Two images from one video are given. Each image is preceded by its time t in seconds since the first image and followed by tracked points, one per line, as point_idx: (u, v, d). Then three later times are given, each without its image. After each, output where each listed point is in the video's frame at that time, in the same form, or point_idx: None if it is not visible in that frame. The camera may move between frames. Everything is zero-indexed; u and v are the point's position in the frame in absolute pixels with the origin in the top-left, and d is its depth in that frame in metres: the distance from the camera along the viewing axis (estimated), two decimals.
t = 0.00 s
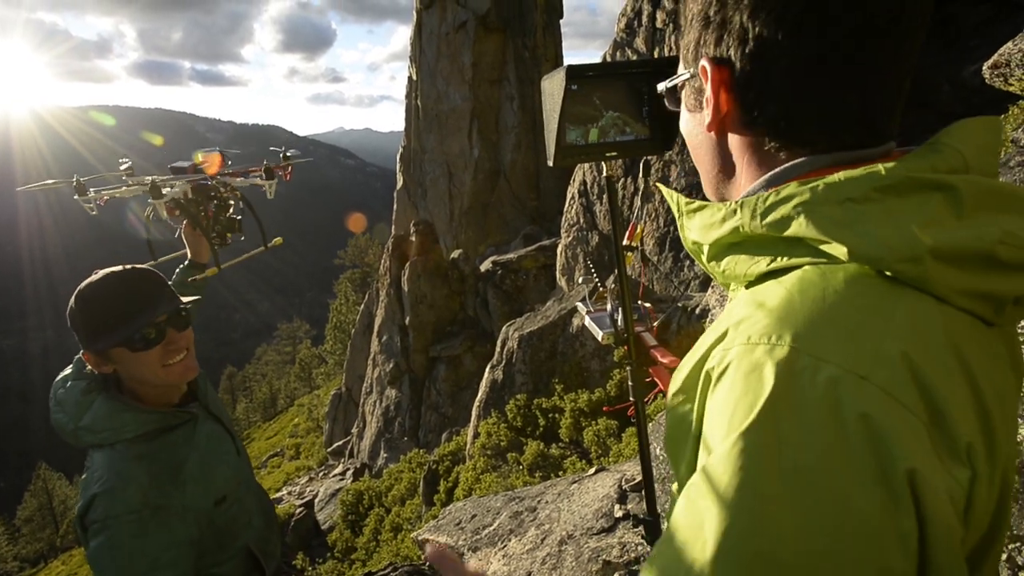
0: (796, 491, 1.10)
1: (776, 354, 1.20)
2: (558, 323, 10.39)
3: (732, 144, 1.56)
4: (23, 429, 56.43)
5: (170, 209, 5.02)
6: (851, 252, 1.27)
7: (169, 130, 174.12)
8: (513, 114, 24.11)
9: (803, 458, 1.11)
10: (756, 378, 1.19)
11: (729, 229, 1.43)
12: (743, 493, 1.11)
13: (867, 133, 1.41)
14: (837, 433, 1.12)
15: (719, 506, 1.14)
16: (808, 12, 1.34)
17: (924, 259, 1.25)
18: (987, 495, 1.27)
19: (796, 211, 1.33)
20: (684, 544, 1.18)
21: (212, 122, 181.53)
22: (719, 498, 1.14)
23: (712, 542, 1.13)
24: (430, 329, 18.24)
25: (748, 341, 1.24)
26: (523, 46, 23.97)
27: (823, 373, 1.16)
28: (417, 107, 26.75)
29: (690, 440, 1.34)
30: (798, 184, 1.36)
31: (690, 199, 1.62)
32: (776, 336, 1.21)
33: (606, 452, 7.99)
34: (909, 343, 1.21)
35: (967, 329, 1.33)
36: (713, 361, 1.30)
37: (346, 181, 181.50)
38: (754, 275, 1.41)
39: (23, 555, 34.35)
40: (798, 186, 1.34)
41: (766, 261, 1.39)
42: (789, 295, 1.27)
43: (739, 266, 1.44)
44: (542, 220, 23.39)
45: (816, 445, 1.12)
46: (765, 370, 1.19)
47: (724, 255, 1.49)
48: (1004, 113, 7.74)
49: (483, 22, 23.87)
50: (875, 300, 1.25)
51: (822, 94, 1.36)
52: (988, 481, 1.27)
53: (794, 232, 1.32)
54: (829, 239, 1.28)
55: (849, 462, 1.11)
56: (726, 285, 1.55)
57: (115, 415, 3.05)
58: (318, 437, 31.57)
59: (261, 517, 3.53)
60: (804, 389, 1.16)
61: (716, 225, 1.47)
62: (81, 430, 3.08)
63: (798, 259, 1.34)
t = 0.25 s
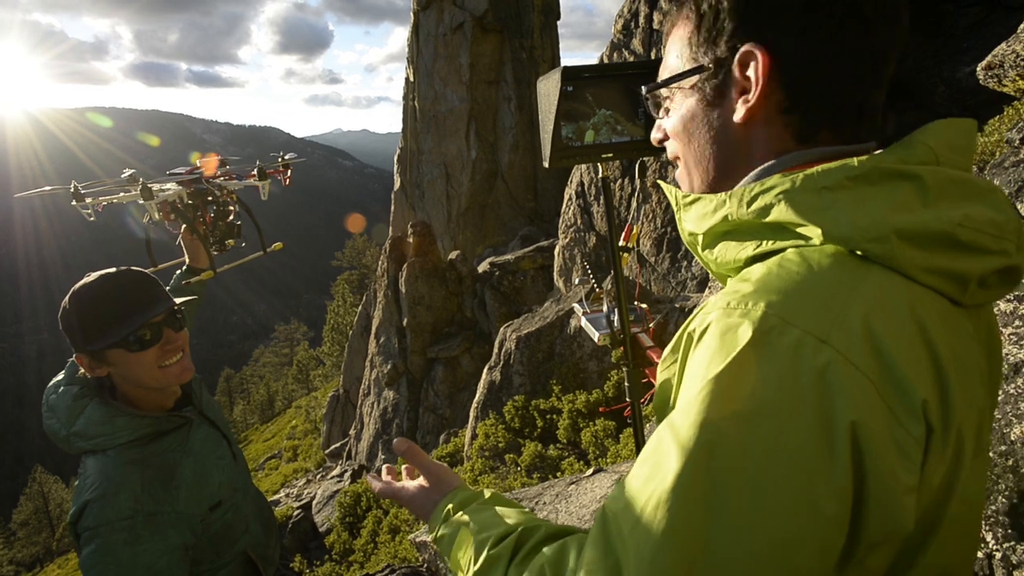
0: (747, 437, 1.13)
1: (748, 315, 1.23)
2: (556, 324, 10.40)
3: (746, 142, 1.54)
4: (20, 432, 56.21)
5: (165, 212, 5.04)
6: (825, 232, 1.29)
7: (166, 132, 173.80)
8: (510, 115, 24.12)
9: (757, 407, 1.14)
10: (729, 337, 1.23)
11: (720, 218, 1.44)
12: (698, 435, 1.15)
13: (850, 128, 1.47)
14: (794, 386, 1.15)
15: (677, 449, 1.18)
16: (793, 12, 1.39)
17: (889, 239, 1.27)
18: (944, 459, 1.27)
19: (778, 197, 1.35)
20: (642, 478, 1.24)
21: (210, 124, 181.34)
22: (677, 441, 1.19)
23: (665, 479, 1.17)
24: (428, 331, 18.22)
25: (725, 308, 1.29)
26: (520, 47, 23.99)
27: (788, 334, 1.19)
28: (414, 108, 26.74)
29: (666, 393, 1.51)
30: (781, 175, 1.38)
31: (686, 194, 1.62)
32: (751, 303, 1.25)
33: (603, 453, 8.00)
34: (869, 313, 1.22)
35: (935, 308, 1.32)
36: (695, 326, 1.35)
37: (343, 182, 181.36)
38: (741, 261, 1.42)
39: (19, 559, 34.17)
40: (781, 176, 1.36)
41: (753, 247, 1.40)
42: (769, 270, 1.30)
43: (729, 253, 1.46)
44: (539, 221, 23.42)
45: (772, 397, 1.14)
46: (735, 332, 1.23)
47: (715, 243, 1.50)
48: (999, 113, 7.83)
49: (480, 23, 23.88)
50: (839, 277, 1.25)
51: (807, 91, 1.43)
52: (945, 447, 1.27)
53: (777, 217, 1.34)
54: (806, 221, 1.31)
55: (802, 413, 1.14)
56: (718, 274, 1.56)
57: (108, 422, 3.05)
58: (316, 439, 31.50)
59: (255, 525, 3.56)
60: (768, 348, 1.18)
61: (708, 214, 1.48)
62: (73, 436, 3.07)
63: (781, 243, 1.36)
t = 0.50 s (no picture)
0: (747, 409, 1.14)
1: (740, 295, 1.25)
2: (555, 325, 10.39)
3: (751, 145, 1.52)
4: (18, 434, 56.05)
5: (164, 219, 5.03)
6: (810, 221, 1.31)
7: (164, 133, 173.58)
8: (509, 116, 24.14)
9: (754, 378, 1.16)
10: (725, 317, 1.25)
11: (711, 213, 1.45)
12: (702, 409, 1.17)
13: (833, 127, 1.51)
14: (787, 359, 1.17)
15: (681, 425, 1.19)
16: (775, 14, 1.42)
17: (868, 223, 1.30)
18: (929, 424, 1.30)
19: (764, 190, 1.36)
20: (648, 461, 1.24)
21: (208, 125, 181.26)
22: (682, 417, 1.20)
23: (668, 457, 1.18)
24: (427, 332, 18.21)
25: (722, 291, 1.30)
26: (519, 48, 24.01)
27: (779, 309, 1.20)
28: (413, 109, 26.74)
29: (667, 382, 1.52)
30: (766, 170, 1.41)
31: (677, 195, 1.62)
32: (743, 284, 1.27)
33: (602, 454, 7.99)
34: (853, 288, 1.24)
35: (914, 287, 1.35)
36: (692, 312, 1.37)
37: (342, 183, 181.29)
38: (734, 252, 1.42)
39: (17, 561, 34.03)
40: (766, 171, 1.38)
41: (745, 238, 1.40)
42: (760, 254, 1.32)
43: (722, 246, 1.45)
44: (538, 222, 23.43)
45: (767, 370, 1.16)
46: (729, 312, 1.24)
47: (709, 238, 1.50)
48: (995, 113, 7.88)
49: (478, 24, 23.89)
50: (823, 256, 1.27)
51: (794, 94, 1.45)
52: (930, 413, 1.29)
53: (765, 210, 1.36)
54: (792, 211, 1.32)
55: (795, 382, 1.15)
56: (711, 270, 1.55)
57: (98, 423, 3.05)
58: (315, 440, 31.44)
59: (251, 529, 3.57)
60: (761, 323, 1.20)
61: (701, 209, 1.48)
62: (65, 438, 3.07)
63: (771, 233, 1.36)
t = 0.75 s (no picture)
0: (762, 400, 1.16)
1: (742, 293, 1.27)
2: (555, 325, 10.39)
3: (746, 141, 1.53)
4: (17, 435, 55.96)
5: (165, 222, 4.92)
6: (800, 218, 1.31)
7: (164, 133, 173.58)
8: (509, 116, 24.16)
9: (764, 370, 1.18)
10: (728, 317, 1.26)
11: (704, 214, 1.45)
12: (721, 405, 1.19)
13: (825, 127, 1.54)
14: (791, 352, 1.18)
15: (704, 423, 1.21)
16: (773, 18, 1.43)
17: (857, 218, 1.31)
18: (929, 402, 1.34)
19: (756, 189, 1.37)
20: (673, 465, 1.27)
21: (208, 126, 181.25)
22: (703, 416, 1.21)
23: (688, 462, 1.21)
24: (427, 332, 18.20)
25: (722, 291, 1.31)
26: (519, 49, 24.04)
27: (779, 304, 1.22)
28: (413, 110, 26.75)
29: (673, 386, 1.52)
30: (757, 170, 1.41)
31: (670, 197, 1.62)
32: (742, 284, 1.28)
33: (602, 455, 7.99)
34: (847, 278, 1.25)
35: (906, 279, 1.36)
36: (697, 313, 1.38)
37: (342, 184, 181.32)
38: (727, 250, 1.41)
39: (16, 562, 33.96)
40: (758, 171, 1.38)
41: (738, 238, 1.39)
42: (756, 249, 1.32)
43: (715, 247, 1.45)
44: (538, 222, 23.45)
45: (774, 360, 1.18)
46: (733, 311, 1.26)
47: (701, 239, 1.49)
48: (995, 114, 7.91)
49: (478, 25, 23.91)
50: (818, 250, 1.28)
51: (787, 95, 1.46)
52: (931, 395, 1.32)
53: (757, 209, 1.36)
54: (785, 209, 1.32)
55: (803, 371, 1.17)
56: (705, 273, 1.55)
57: (94, 422, 3.04)
58: (315, 441, 31.42)
59: (249, 531, 3.57)
60: (763, 317, 1.22)
61: (695, 210, 1.48)
62: (62, 437, 3.07)
63: (763, 231, 1.36)
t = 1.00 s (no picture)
0: (786, 396, 1.16)
1: (757, 289, 1.26)
2: (556, 326, 10.39)
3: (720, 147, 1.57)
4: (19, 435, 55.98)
5: (171, 226, 4.92)
6: (808, 216, 1.31)
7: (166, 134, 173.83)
8: (510, 117, 24.18)
9: (785, 364, 1.17)
10: (745, 314, 1.25)
11: (708, 214, 1.45)
12: (745, 402, 1.18)
13: (810, 134, 1.54)
14: (810, 347, 1.18)
15: (729, 422, 1.20)
16: (752, 24, 1.46)
17: (865, 216, 1.32)
18: (942, 393, 1.35)
19: (762, 188, 1.37)
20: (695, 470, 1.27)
21: (210, 126, 181.37)
22: (727, 413, 1.20)
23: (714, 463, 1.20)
24: (428, 333, 18.20)
25: (735, 289, 1.31)
26: (520, 49, 24.08)
27: (795, 298, 1.22)
28: (414, 110, 26.77)
29: (681, 390, 1.51)
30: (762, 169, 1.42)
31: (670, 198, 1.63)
32: (755, 281, 1.28)
33: (603, 456, 7.99)
34: (861, 272, 1.26)
35: (915, 275, 1.37)
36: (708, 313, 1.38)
37: (343, 184, 181.44)
38: (733, 250, 1.40)
39: (18, 562, 33.93)
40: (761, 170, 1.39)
41: (745, 238, 1.39)
42: (769, 245, 1.32)
43: (719, 247, 1.44)
44: (539, 223, 23.46)
45: (797, 355, 1.18)
46: (748, 309, 1.25)
47: (705, 241, 1.49)
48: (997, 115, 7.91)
49: (480, 25, 23.95)
50: (829, 246, 1.28)
51: (762, 102, 1.49)
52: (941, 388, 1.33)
53: (764, 208, 1.36)
54: (792, 208, 1.33)
55: (825, 365, 1.17)
56: (709, 274, 1.54)
57: (93, 419, 3.06)
58: (316, 441, 31.43)
59: (247, 533, 3.57)
60: (782, 313, 1.22)
61: (696, 211, 1.49)
62: (60, 434, 3.09)
63: (774, 228, 1.35)
